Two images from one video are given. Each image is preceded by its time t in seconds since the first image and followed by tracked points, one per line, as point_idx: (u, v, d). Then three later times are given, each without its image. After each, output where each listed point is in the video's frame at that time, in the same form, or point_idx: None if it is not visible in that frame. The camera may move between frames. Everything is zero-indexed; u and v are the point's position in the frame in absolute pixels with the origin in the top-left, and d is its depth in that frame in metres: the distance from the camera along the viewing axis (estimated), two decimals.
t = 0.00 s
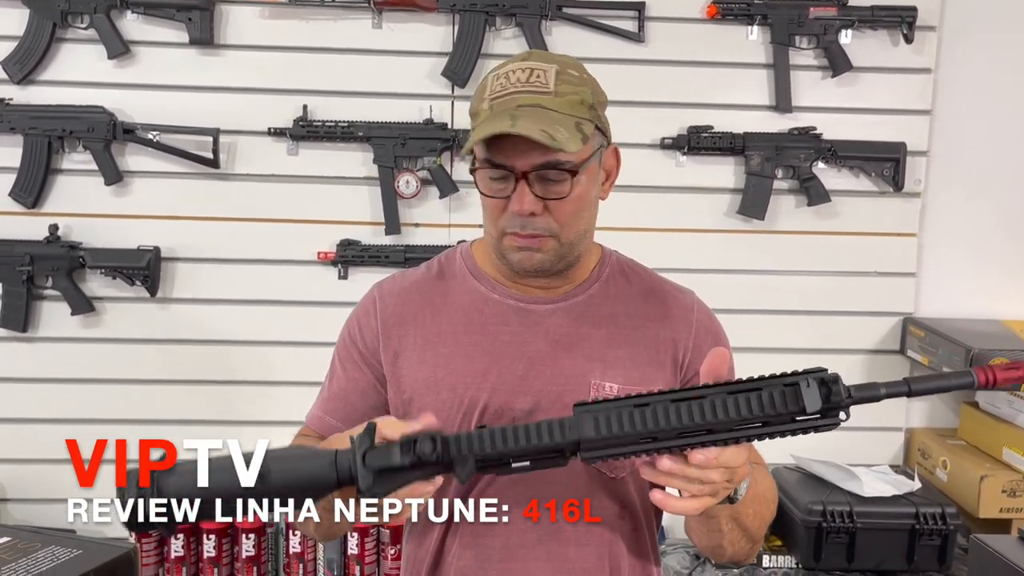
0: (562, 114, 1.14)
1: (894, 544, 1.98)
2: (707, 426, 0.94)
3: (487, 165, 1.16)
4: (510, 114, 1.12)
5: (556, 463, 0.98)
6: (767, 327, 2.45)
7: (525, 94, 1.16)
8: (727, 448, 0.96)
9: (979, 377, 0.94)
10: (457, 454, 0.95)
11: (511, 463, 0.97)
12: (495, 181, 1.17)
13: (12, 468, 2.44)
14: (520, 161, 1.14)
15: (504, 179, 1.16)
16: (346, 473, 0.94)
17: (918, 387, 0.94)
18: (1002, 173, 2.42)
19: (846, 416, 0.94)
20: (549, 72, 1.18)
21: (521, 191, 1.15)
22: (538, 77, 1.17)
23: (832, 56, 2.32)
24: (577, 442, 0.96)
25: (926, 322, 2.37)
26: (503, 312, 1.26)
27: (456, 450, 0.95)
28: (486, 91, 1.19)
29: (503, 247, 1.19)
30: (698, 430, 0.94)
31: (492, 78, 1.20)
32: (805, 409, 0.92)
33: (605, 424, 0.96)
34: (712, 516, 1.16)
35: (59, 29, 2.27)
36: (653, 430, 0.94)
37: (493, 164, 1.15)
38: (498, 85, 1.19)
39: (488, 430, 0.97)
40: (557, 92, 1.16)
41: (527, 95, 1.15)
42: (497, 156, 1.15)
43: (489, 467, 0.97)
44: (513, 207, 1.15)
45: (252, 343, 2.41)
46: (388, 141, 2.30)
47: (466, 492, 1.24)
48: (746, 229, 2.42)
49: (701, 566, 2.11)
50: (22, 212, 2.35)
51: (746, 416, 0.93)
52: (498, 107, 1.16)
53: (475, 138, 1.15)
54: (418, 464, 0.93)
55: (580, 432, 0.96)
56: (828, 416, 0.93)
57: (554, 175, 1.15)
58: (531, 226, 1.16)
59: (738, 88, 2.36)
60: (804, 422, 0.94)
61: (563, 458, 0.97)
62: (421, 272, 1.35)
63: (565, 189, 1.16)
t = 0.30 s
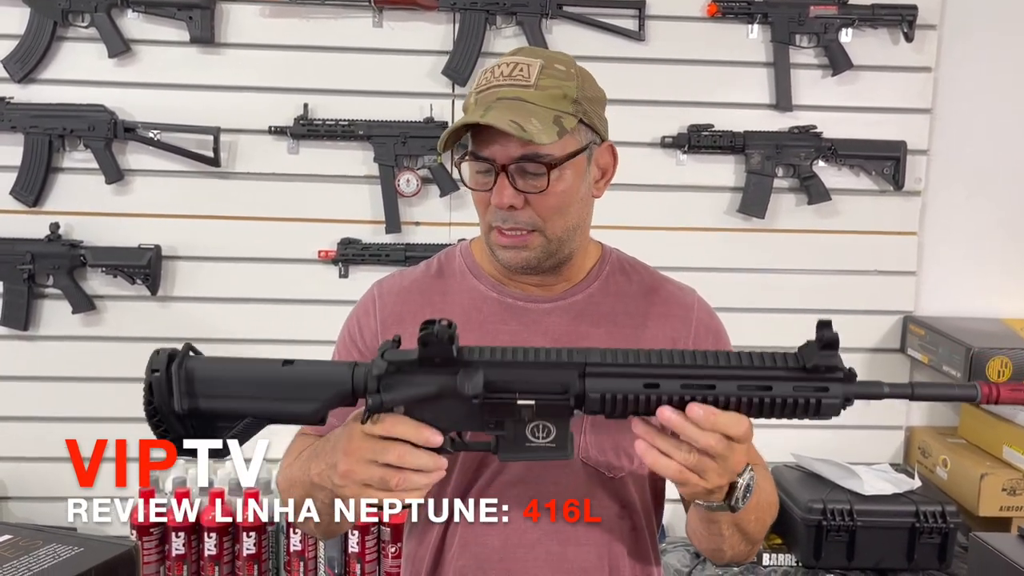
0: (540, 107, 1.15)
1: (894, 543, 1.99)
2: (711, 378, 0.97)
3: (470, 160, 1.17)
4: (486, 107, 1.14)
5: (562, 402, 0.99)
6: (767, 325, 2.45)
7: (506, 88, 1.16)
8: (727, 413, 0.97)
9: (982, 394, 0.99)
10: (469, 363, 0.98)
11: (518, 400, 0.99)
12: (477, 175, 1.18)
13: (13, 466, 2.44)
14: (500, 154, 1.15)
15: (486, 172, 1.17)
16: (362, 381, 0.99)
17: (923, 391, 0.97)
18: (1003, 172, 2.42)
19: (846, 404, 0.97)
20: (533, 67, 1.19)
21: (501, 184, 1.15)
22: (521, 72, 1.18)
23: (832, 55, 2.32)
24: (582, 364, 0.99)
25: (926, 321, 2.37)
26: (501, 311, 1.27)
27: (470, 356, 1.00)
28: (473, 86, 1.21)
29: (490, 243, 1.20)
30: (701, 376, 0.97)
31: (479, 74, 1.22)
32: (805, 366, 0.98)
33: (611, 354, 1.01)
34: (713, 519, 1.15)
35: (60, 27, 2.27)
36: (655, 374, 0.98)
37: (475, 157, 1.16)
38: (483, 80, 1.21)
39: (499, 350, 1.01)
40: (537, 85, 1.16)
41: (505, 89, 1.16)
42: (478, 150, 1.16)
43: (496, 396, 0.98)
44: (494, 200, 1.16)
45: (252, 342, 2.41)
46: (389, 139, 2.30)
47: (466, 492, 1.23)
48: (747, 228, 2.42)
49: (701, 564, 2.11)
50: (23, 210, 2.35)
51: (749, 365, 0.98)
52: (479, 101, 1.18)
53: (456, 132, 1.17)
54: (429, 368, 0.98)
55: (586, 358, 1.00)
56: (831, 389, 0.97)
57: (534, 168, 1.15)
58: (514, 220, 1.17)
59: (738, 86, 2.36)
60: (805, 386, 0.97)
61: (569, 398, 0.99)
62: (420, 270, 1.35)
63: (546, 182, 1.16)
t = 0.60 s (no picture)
0: (557, 105, 1.15)
1: (893, 542, 1.99)
2: (711, 344, 0.98)
3: (485, 160, 1.16)
4: (506, 107, 1.13)
5: (566, 380, 1.01)
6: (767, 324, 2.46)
7: (521, 87, 1.15)
8: (734, 383, 0.96)
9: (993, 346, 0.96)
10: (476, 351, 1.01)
11: (524, 383, 1.01)
12: (493, 176, 1.17)
13: (13, 465, 2.44)
14: (518, 154, 1.15)
15: (503, 173, 1.16)
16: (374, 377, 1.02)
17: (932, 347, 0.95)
18: (1003, 170, 2.42)
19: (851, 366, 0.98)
20: (544, 65, 1.19)
21: (520, 184, 1.15)
22: (533, 70, 1.18)
23: (833, 54, 2.32)
24: (585, 340, 1.01)
25: (926, 320, 2.37)
26: (498, 309, 1.27)
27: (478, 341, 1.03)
28: (482, 85, 1.19)
29: (503, 243, 1.19)
30: (703, 343, 0.98)
31: (486, 72, 1.20)
32: (804, 324, 0.98)
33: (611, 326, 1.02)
34: (716, 508, 1.14)
35: (60, 26, 2.27)
36: (655, 345, 0.99)
37: (491, 158, 1.16)
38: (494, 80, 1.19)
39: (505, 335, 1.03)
40: (552, 83, 1.17)
41: (521, 87, 1.15)
42: (495, 150, 1.15)
43: (503, 377, 1.01)
44: (512, 200, 1.15)
45: (252, 340, 2.41)
46: (389, 138, 2.30)
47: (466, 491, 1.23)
48: (747, 227, 2.42)
49: (701, 563, 2.11)
50: (22, 209, 2.35)
51: (749, 328, 0.98)
52: (493, 100, 1.16)
53: (473, 133, 1.15)
54: (436, 357, 1.02)
55: (586, 333, 1.02)
56: (834, 346, 0.96)
57: (553, 166, 1.15)
58: (531, 219, 1.16)
59: (739, 85, 2.37)
60: (807, 345, 0.97)
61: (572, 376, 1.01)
62: (415, 269, 1.35)
63: (564, 181, 1.16)
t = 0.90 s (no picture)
0: (593, 97, 1.19)
1: (893, 542, 1.99)
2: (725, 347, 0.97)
3: (526, 154, 1.15)
4: (554, 101, 1.14)
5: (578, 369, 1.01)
6: (767, 324, 2.46)
7: (558, 81, 1.18)
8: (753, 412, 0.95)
9: None
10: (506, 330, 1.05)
11: (540, 367, 1.03)
12: (530, 170, 1.16)
13: (13, 464, 2.44)
14: (559, 147, 1.15)
15: (541, 166, 1.16)
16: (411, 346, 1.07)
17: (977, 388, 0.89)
18: (1003, 170, 2.42)
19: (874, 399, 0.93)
20: (568, 60, 1.22)
21: (563, 177, 1.15)
22: (563, 64, 1.21)
23: (832, 54, 2.32)
24: (605, 335, 1.02)
25: (926, 320, 2.37)
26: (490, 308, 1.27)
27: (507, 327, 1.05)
28: (511, 80, 1.19)
29: (532, 238, 1.18)
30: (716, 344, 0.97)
31: (513, 68, 1.20)
32: (832, 342, 0.93)
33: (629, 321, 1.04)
34: (702, 509, 1.15)
35: (59, 25, 2.27)
36: (669, 344, 0.99)
37: (532, 151, 1.15)
38: (523, 74, 1.19)
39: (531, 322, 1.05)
40: (582, 77, 1.21)
41: (559, 82, 1.17)
42: (539, 143, 1.15)
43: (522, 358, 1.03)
44: (553, 193, 1.15)
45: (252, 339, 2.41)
46: (388, 138, 2.29)
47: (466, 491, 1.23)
48: (746, 227, 2.42)
49: (700, 563, 2.12)
50: (22, 208, 2.35)
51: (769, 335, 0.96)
52: (532, 95, 1.16)
53: (520, 124, 1.14)
54: (468, 331, 1.06)
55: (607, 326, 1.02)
56: (852, 364, 0.92)
57: (591, 157, 1.18)
58: (568, 212, 1.16)
59: (739, 85, 2.37)
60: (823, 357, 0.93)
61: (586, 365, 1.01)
62: (407, 271, 1.35)
63: (600, 171, 1.19)
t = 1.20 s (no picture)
0: (592, 94, 1.20)
1: (891, 542, 1.99)
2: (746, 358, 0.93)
3: (527, 151, 1.15)
4: (555, 97, 1.15)
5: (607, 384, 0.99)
6: (766, 324, 2.46)
7: (557, 78, 1.19)
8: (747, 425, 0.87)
9: None
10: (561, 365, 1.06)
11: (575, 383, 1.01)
12: (533, 167, 1.16)
13: (12, 464, 2.44)
14: (561, 143, 1.15)
15: (543, 163, 1.16)
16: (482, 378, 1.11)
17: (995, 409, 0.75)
18: (1002, 171, 2.43)
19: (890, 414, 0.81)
20: (565, 57, 1.23)
21: (565, 174, 1.16)
22: (561, 62, 1.22)
23: (832, 55, 2.32)
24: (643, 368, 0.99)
25: (925, 321, 2.37)
26: (488, 311, 1.27)
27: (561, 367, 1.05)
28: (511, 77, 1.19)
29: (533, 237, 1.18)
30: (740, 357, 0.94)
31: (512, 66, 1.20)
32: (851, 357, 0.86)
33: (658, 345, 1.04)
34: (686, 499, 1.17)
35: (59, 24, 2.27)
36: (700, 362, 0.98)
37: (534, 148, 1.15)
38: (523, 71, 1.20)
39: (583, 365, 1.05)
40: (580, 74, 1.22)
41: (558, 79, 1.18)
42: (541, 139, 1.15)
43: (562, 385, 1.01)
44: (554, 191, 1.15)
45: (251, 339, 2.41)
46: (388, 137, 2.29)
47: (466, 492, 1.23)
48: (745, 227, 2.42)
49: (699, 562, 2.10)
50: (22, 208, 2.35)
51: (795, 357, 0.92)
52: (533, 91, 1.17)
53: (523, 120, 1.14)
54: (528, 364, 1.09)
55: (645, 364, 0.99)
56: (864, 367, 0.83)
57: (591, 154, 1.18)
58: (569, 208, 1.16)
59: (738, 86, 2.37)
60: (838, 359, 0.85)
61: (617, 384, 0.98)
62: (406, 272, 1.35)
63: (601, 169, 1.20)
